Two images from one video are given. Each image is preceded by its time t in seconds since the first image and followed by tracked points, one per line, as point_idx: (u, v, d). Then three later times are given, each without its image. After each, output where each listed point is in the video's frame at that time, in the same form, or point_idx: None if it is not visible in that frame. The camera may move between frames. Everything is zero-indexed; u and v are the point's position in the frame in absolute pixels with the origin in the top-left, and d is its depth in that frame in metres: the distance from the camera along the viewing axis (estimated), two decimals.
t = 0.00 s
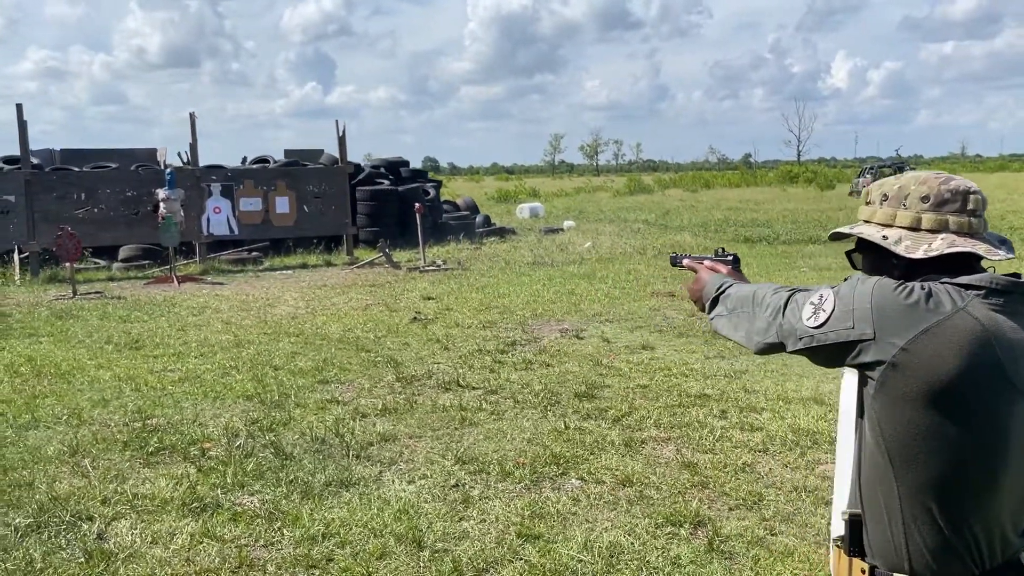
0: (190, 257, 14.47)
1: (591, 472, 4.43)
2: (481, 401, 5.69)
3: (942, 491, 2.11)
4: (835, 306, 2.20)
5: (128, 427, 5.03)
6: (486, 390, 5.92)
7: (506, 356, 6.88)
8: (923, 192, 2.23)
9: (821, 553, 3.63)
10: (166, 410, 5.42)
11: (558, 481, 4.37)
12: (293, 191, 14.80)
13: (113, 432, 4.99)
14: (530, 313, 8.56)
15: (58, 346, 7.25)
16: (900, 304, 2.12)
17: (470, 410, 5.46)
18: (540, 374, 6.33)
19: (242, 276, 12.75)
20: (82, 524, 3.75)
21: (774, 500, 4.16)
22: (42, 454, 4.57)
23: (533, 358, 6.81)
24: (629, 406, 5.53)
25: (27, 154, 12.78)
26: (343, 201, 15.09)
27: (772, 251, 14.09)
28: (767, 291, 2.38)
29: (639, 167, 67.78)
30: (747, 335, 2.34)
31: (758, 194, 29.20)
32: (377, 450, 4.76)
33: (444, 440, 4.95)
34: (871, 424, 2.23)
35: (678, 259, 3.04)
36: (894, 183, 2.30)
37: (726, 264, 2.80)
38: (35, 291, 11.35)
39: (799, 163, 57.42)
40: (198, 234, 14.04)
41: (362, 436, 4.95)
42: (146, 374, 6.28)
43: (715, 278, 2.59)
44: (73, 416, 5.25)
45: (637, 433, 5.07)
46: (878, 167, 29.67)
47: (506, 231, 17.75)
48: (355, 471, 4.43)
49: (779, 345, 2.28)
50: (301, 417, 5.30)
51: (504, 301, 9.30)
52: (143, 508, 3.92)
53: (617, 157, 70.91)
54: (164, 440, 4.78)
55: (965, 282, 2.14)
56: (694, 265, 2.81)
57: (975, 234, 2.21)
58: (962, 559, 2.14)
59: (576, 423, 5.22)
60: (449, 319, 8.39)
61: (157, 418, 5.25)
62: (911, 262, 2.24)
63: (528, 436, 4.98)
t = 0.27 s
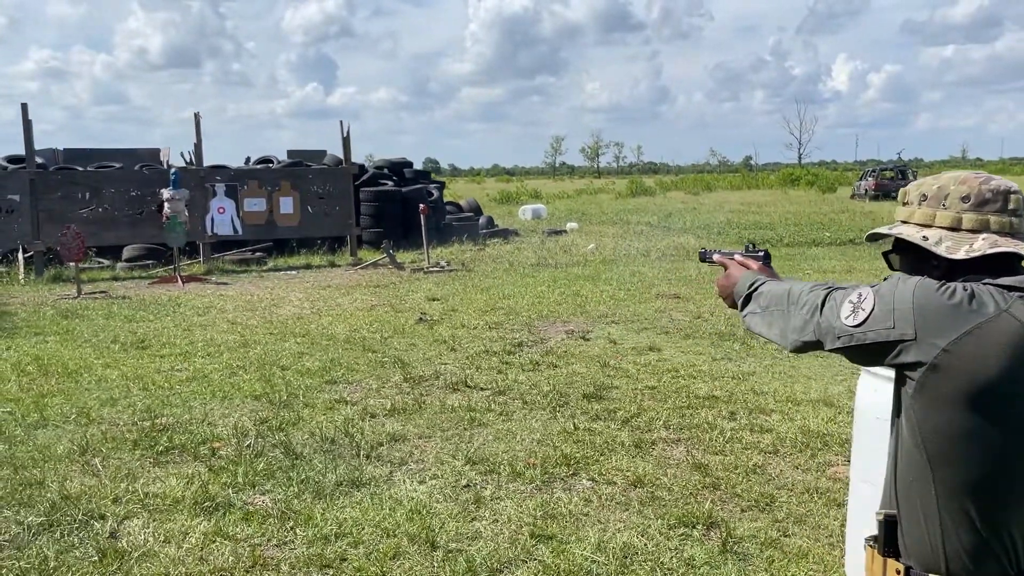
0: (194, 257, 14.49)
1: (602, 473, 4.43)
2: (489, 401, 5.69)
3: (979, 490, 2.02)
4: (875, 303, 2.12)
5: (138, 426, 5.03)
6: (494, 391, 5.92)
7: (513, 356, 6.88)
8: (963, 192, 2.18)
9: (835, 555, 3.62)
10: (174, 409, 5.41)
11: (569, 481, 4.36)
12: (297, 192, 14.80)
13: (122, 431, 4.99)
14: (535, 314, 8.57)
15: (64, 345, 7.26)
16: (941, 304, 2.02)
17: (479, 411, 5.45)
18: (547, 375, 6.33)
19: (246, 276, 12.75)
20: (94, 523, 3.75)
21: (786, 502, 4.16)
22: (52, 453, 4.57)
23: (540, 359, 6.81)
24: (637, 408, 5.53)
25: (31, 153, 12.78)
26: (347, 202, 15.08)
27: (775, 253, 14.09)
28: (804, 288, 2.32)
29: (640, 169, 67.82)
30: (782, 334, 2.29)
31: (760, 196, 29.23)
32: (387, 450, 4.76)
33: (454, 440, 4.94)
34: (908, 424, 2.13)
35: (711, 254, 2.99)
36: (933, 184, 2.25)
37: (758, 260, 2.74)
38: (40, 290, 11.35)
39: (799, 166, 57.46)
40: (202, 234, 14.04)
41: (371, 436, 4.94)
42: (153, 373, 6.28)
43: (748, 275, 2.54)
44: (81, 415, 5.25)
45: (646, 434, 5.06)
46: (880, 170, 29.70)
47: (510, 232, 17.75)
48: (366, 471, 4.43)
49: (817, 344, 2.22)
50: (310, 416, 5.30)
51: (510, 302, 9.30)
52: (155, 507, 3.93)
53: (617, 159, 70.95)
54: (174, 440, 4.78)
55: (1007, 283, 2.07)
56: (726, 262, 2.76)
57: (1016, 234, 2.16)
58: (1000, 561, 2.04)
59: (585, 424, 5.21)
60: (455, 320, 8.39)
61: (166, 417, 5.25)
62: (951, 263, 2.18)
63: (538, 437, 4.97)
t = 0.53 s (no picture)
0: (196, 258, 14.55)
1: (605, 475, 4.44)
2: (491, 403, 5.69)
3: (988, 491, 2.03)
4: (883, 309, 2.13)
5: (141, 426, 5.03)
6: (497, 392, 5.93)
7: (515, 358, 6.88)
8: (971, 196, 2.18)
9: (838, 558, 3.63)
10: (177, 410, 5.42)
11: (572, 483, 4.37)
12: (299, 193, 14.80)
13: (126, 431, 4.99)
14: (537, 316, 8.57)
15: (67, 344, 7.26)
16: (950, 306, 2.03)
17: (482, 412, 5.46)
18: (549, 377, 6.33)
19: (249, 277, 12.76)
20: (99, 522, 3.75)
21: (789, 504, 4.16)
22: (56, 453, 4.57)
23: (542, 361, 6.82)
24: (640, 410, 5.53)
25: (34, 153, 12.78)
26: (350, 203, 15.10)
27: (777, 256, 14.08)
28: (809, 295, 2.32)
29: (642, 171, 67.88)
30: (788, 340, 2.28)
31: (761, 199, 29.22)
32: (390, 451, 4.76)
33: (457, 442, 4.94)
34: (917, 427, 2.13)
35: (714, 265, 2.99)
36: (940, 188, 2.26)
37: (763, 270, 2.74)
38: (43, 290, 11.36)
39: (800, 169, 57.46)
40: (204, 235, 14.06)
41: (374, 437, 4.95)
42: (157, 373, 6.29)
43: (752, 283, 2.53)
44: (84, 415, 5.25)
45: (648, 436, 5.06)
46: (882, 173, 29.70)
47: (511, 234, 17.76)
48: (369, 471, 4.44)
49: (823, 350, 2.22)
50: (313, 417, 5.31)
51: (511, 303, 9.31)
52: (159, 506, 3.93)
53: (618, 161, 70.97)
54: (178, 440, 4.78)
55: (1015, 286, 2.07)
56: (731, 272, 2.76)
57: None
58: (1008, 564, 2.05)
59: (587, 426, 5.22)
60: (457, 321, 8.40)
61: (169, 417, 5.25)
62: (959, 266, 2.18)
63: (541, 438, 4.98)
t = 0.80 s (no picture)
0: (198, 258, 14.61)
1: (603, 478, 4.44)
2: (491, 405, 5.69)
3: (979, 498, 2.03)
4: (877, 314, 2.13)
5: (141, 427, 5.04)
6: (496, 395, 5.93)
7: (515, 361, 6.89)
8: (966, 203, 2.19)
9: (835, 562, 3.63)
10: (177, 411, 5.42)
11: (570, 486, 4.37)
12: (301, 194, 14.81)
13: (126, 431, 5.00)
14: (537, 319, 8.57)
15: (68, 345, 7.27)
16: (942, 313, 2.03)
17: (481, 415, 5.46)
18: (549, 380, 6.33)
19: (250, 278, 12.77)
20: (97, 523, 3.75)
21: (787, 508, 4.16)
22: (56, 453, 4.58)
23: (542, 364, 6.82)
24: (639, 413, 5.53)
25: (36, 154, 12.80)
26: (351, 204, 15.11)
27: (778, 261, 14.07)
28: (806, 298, 2.32)
29: (643, 175, 67.90)
30: (784, 343, 2.29)
31: (762, 203, 29.21)
32: (388, 453, 4.76)
33: (456, 444, 4.95)
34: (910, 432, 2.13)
35: (716, 264, 2.99)
36: (935, 194, 2.26)
37: (761, 271, 2.74)
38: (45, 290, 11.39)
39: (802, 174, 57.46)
40: (206, 236, 14.08)
41: (373, 439, 4.95)
42: (157, 374, 6.29)
43: (750, 284, 2.54)
44: (85, 415, 5.26)
45: (647, 439, 5.06)
46: (883, 178, 29.67)
47: (512, 236, 17.77)
48: (368, 473, 4.44)
49: (818, 354, 2.22)
50: (312, 418, 5.31)
51: (512, 306, 9.31)
52: (158, 507, 3.93)
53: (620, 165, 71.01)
54: (177, 440, 4.79)
55: (1008, 292, 2.07)
56: (730, 272, 2.77)
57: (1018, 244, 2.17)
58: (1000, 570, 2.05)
59: (586, 429, 5.22)
60: (457, 324, 8.40)
61: (169, 418, 5.26)
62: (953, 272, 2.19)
63: (540, 441, 4.98)
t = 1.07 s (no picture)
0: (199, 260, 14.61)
1: (598, 481, 4.44)
2: (488, 408, 5.70)
3: (962, 502, 2.03)
4: (862, 320, 2.13)
5: (138, 427, 5.04)
6: (494, 398, 5.93)
7: (513, 363, 6.89)
8: (949, 210, 2.19)
9: (828, 567, 3.63)
10: (175, 412, 5.42)
11: (565, 489, 4.37)
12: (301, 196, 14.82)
13: (123, 432, 5.01)
14: (536, 322, 8.58)
15: (67, 346, 7.28)
16: (927, 319, 2.04)
17: (478, 417, 5.46)
18: (547, 383, 6.34)
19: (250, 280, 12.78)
20: (93, 523, 3.76)
21: (782, 513, 4.16)
22: (53, 453, 4.58)
23: (540, 366, 6.82)
24: (636, 417, 5.53)
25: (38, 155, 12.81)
26: (351, 207, 15.13)
27: (777, 265, 14.07)
28: (792, 304, 2.32)
29: (645, 178, 67.92)
30: (770, 349, 2.29)
31: (763, 207, 29.21)
32: (385, 455, 4.76)
33: (452, 446, 4.95)
34: (896, 436, 2.14)
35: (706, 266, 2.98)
36: (919, 201, 2.27)
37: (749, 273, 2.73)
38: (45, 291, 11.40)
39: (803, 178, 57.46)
40: (206, 238, 14.08)
41: (370, 441, 4.95)
42: (156, 375, 6.30)
43: (738, 288, 2.53)
44: (82, 416, 5.27)
45: (643, 443, 5.06)
46: (885, 182, 29.65)
47: (512, 239, 17.78)
48: (364, 475, 4.44)
49: (804, 361, 2.23)
50: (309, 420, 5.32)
51: (511, 309, 9.31)
52: (153, 507, 3.94)
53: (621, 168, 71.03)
54: (174, 441, 4.79)
55: (991, 298, 2.07)
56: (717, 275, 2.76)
57: (1001, 251, 2.17)
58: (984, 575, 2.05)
59: (583, 432, 5.22)
60: (456, 326, 8.40)
61: (166, 419, 5.26)
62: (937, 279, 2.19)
63: (536, 444, 4.98)
